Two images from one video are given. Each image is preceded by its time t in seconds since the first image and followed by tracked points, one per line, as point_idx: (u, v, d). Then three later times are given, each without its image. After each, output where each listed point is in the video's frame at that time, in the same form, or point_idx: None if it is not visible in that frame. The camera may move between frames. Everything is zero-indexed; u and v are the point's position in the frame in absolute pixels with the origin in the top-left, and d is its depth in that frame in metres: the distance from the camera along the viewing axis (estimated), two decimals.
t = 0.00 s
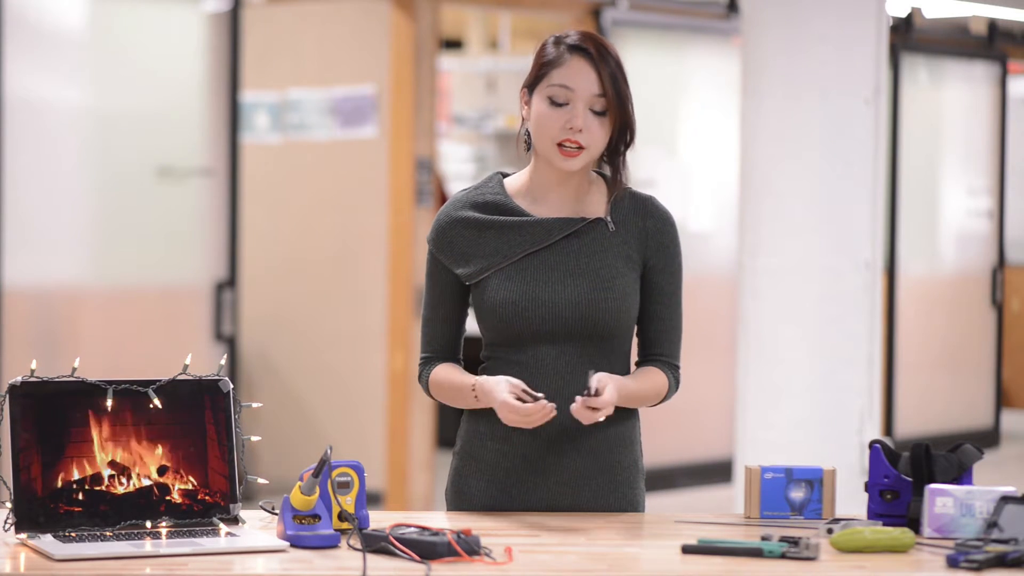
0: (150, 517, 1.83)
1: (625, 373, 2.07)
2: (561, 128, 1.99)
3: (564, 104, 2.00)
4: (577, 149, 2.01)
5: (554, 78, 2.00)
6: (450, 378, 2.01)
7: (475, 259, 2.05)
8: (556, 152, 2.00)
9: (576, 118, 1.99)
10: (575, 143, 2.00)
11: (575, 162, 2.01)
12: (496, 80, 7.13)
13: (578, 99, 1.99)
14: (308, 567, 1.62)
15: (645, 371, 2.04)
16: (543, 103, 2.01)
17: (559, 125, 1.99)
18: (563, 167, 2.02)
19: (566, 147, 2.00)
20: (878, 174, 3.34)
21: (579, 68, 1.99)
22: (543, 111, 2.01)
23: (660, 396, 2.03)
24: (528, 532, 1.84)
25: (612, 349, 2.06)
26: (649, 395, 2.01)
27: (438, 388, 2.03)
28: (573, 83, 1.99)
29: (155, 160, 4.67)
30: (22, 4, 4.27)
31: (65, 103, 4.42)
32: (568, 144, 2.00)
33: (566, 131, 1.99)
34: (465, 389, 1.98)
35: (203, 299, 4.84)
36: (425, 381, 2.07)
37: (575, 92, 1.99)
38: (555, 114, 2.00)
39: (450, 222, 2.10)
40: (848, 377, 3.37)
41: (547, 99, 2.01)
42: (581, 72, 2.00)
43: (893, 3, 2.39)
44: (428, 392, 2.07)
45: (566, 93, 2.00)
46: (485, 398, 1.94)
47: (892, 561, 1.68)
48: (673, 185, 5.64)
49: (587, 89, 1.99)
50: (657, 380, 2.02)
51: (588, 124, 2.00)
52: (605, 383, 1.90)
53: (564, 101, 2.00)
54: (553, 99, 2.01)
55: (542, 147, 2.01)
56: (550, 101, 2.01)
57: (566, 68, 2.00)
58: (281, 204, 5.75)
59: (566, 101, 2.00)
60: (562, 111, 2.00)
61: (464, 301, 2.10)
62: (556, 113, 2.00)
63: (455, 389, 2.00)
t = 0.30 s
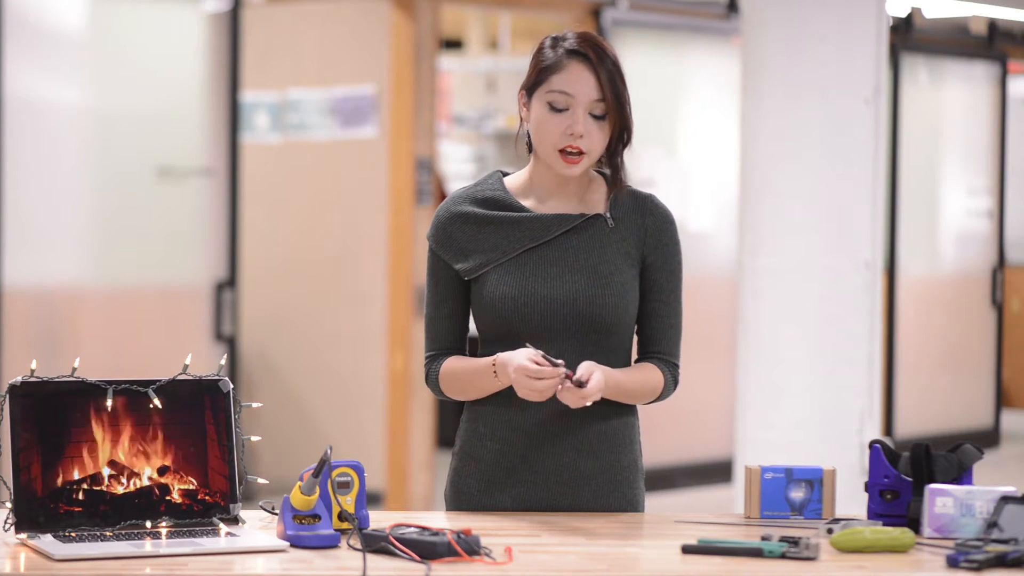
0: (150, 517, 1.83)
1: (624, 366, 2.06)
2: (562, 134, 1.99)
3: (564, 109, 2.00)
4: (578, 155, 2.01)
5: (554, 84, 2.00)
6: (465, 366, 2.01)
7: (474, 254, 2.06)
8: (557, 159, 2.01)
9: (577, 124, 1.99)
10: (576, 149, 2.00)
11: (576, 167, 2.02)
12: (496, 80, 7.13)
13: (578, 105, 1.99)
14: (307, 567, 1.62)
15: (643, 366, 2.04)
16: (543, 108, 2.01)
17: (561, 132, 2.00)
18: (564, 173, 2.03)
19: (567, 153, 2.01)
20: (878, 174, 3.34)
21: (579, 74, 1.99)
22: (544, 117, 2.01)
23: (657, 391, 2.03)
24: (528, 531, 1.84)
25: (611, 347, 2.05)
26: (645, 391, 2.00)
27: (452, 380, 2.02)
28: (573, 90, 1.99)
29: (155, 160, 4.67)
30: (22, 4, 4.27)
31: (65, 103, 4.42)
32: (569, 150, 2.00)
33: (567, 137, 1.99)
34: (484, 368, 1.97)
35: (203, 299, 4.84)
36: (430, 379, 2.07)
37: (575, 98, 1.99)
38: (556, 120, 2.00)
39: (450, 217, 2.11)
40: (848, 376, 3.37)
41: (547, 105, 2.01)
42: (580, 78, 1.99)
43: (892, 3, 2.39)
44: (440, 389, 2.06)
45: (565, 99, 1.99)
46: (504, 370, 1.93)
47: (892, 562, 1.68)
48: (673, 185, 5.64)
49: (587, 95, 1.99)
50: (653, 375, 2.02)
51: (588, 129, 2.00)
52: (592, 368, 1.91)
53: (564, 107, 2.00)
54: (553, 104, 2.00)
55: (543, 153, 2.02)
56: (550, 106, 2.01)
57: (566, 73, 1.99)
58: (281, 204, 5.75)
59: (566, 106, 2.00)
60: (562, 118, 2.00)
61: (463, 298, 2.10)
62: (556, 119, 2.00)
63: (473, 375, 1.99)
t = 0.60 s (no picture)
0: (150, 517, 1.83)
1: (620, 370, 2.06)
2: (556, 135, 2.00)
3: (558, 111, 2.00)
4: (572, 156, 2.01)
5: (549, 85, 2.00)
6: (463, 367, 2.01)
7: (472, 254, 2.06)
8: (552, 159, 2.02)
9: (571, 126, 1.99)
10: (571, 151, 2.00)
11: (569, 168, 2.02)
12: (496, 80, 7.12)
13: (572, 106, 1.99)
14: (308, 567, 1.62)
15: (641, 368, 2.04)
16: (538, 109, 2.01)
17: (555, 133, 2.00)
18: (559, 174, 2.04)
19: (561, 154, 2.01)
20: (878, 174, 3.34)
21: (573, 76, 1.99)
22: (539, 118, 2.01)
23: (655, 392, 2.02)
24: (527, 532, 1.84)
25: (609, 347, 2.05)
26: (641, 393, 2.01)
27: (448, 381, 2.03)
28: (569, 92, 1.99)
29: (155, 161, 4.67)
30: (22, 4, 4.28)
31: (65, 103, 4.43)
32: (563, 152, 2.01)
33: (561, 139, 2.00)
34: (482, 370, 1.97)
35: (203, 299, 4.84)
36: (427, 380, 2.07)
37: (569, 99, 1.99)
38: (550, 121, 2.00)
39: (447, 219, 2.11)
40: (848, 376, 3.37)
41: (542, 106, 2.01)
42: (575, 80, 1.99)
43: (893, 3, 2.39)
44: (436, 390, 2.06)
45: (560, 100, 1.99)
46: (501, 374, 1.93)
47: (892, 561, 1.68)
48: (673, 185, 5.64)
49: (582, 97, 1.99)
50: (650, 377, 2.02)
51: (583, 131, 2.00)
52: (581, 367, 1.91)
53: (558, 108, 2.00)
54: (548, 105, 2.00)
55: (538, 154, 2.02)
56: (545, 108, 2.01)
57: (561, 75, 1.99)
58: (280, 204, 5.74)
59: (561, 107, 2.00)
60: (557, 119, 2.00)
61: (461, 299, 2.10)
62: (551, 120, 2.00)
63: (471, 377, 1.99)
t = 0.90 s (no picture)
0: (150, 517, 1.83)
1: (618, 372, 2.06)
2: (552, 141, 2.00)
3: (554, 116, 2.00)
4: (567, 159, 2.02)
5: (545, 90, 2.00)
6: (452, 371, 2.01)
7: (468, 255, 2.06)
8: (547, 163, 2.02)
9: (566, 131, 1.99)
10: (566, 155, 2.01)
11: (566, 172, 2.03)
12: (496, 80, 7.13)
13: (567, 112, 1.99)
14: (307, 567, 1.62)
15: (639, 369, 2.04)
16: (534, 114, 2.01)
17: (550, 139, 2.00)
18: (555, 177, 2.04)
19: (557, 158, 2.02)
20: (878, 176, 3.33)
21: (568, 82, 1.98)
22: (535, 123, 2.01)
23: (654, 394, 2.02)
24: (527, 532, 1.84)
25: (606, 347, 2.06)
26: (640, 394, 2.00)
27: (442, 386, 2.02)
28: (564, 98, 1.98)
29: (155, 161, 4.67)
30: (22, 5, 4.29)
31: (65, 103, 4.43)
32: (559, 156, 2.01)
33: (557, 144, 2.00)
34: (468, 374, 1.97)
35: (203, 299, 4.82)
36: (425, 382, 2.07)
37: (565, 105, 1.99)
38: (546, 126, 2.00)
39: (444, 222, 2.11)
40: (850, 378, 3.36)
41: (538, 111, 2.01)
42: (570, 86, 1.98)
43: (893, 3, 2.39)
44: (432, 393, 2.06)
45: (555, 106, 1.99)
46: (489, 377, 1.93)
47: (892, 562, 1.68)
48: (674, 185, 5.64)
49: (577, 103, 1.99)
50: (648, 379, 2.02)
51: (578, 136, 2.00)
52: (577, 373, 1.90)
53: (554, 113, 2.00)
54: (543, 110, 2.00)
55: (534, 158, 2.03)
56: (541, 113, 2.01)
57: (556, 81, 1.99)
58: (280, 204, 5.74)
59: (556, 113, 2.00)
60: (552, 125, 2.00)
61: (459, 301, 2.10)
62: (546, 125, 2.00)
63: (460, 381, 1.99)
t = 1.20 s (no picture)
0: (150, 517, 1.83)
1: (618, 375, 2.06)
2: (550, 141, 2.00)
3: (552, 116, 2.00)
4: (566, 160, 2.02)
5: (542, 91, 2.00)
6: (447, 375, 2.00)
7: (469, 256, 2.06)
8: (546, 164, 2.02)
9: (564, 132, 1.99)
10: (564, 155, 2.01)
11: (564, 172, 2.03)
12: (496, 80, 7.12)
13: (565, 113, 1.99)
14: (307, 567, 1.62)
15: (640, 371, 2.03)
16: (532, 115, 2.01)
17: (548, 140, 2.00)
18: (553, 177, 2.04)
19: (555, 158, 2.01)
20: (878, 176, 3.32)
21: (566, 82, 1.98)
22: (533, 124, 2.01)
23: (655, 396, 2.03)
24: (527, 531, 1.84)
25: (607, 347, 2.06)
26: (640, 397, 2.00)
27: (439, 389, 2.02)
28: (562, 98, 1.98)
29: (155, 160, 4.67)
30: (21, 5, 4.29)
31: (64, 103, 4.44)
32: (557, 156, 2.01)
33: (555, 144, 2.00)
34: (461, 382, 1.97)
35: (203, 299, 4.83)
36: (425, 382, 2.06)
37: (562, 106, 1.99)
38: (544, 127, 2.00)
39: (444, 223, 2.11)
40: (849, 378, 3.36)
41: (536, 112, 2.01)
42: (567, 86, 1.98)
43: (893, 3, 2.39)
44: (429, 394, 2.06)
45: (552, 107, 1.99)
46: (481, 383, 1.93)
47: (892, 562, 1.68)
48: (673, 185, 5.64)
49: (575, 103, 1.99)
50: (649, 381, 2.02)
51: (576, 136, 2.00)
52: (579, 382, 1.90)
53: (552, 114, 2.00)
54: (541, 111, 2.00)
55: (532, 159, 2.03)
56: (539, 113, 2.01)
57: (553, 81, 1.99)
58: (280, 204, 5.74)
59: (554, 113, 2.00)
60: (550, 125, 2.00)
61: (460, 302, 2.10)
62: (544, 126, 2.00)
63: (453, 387, 1.99)
